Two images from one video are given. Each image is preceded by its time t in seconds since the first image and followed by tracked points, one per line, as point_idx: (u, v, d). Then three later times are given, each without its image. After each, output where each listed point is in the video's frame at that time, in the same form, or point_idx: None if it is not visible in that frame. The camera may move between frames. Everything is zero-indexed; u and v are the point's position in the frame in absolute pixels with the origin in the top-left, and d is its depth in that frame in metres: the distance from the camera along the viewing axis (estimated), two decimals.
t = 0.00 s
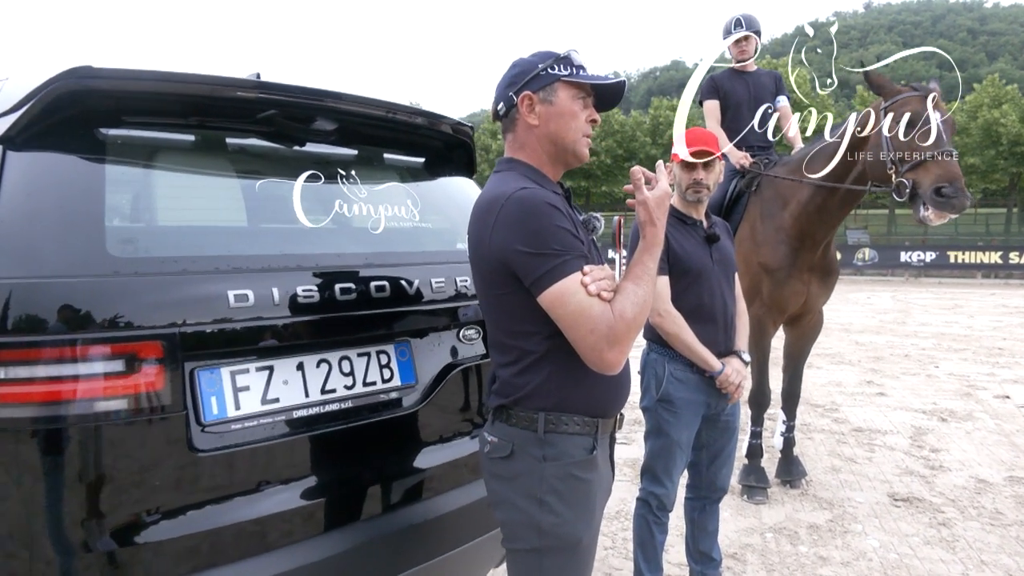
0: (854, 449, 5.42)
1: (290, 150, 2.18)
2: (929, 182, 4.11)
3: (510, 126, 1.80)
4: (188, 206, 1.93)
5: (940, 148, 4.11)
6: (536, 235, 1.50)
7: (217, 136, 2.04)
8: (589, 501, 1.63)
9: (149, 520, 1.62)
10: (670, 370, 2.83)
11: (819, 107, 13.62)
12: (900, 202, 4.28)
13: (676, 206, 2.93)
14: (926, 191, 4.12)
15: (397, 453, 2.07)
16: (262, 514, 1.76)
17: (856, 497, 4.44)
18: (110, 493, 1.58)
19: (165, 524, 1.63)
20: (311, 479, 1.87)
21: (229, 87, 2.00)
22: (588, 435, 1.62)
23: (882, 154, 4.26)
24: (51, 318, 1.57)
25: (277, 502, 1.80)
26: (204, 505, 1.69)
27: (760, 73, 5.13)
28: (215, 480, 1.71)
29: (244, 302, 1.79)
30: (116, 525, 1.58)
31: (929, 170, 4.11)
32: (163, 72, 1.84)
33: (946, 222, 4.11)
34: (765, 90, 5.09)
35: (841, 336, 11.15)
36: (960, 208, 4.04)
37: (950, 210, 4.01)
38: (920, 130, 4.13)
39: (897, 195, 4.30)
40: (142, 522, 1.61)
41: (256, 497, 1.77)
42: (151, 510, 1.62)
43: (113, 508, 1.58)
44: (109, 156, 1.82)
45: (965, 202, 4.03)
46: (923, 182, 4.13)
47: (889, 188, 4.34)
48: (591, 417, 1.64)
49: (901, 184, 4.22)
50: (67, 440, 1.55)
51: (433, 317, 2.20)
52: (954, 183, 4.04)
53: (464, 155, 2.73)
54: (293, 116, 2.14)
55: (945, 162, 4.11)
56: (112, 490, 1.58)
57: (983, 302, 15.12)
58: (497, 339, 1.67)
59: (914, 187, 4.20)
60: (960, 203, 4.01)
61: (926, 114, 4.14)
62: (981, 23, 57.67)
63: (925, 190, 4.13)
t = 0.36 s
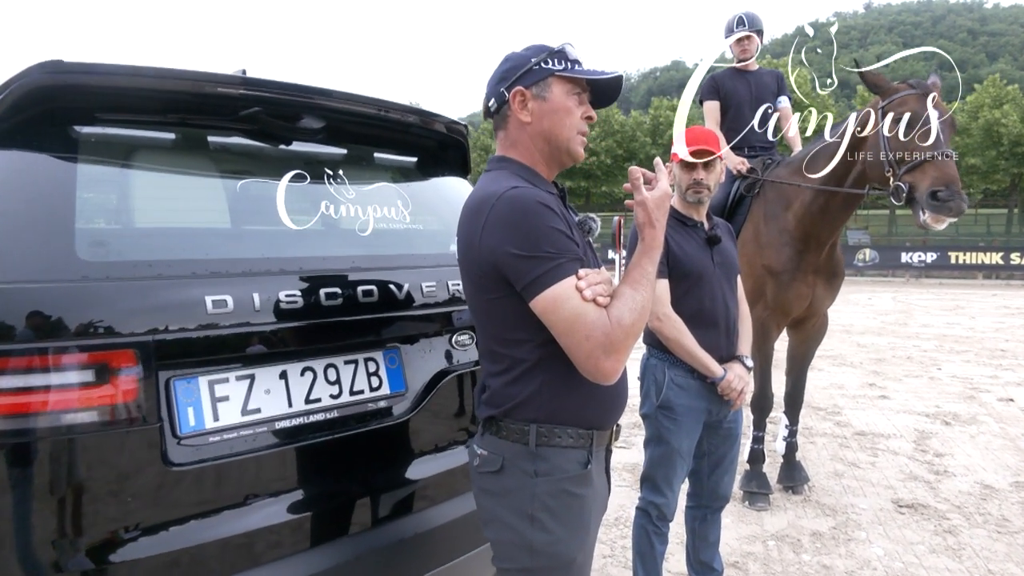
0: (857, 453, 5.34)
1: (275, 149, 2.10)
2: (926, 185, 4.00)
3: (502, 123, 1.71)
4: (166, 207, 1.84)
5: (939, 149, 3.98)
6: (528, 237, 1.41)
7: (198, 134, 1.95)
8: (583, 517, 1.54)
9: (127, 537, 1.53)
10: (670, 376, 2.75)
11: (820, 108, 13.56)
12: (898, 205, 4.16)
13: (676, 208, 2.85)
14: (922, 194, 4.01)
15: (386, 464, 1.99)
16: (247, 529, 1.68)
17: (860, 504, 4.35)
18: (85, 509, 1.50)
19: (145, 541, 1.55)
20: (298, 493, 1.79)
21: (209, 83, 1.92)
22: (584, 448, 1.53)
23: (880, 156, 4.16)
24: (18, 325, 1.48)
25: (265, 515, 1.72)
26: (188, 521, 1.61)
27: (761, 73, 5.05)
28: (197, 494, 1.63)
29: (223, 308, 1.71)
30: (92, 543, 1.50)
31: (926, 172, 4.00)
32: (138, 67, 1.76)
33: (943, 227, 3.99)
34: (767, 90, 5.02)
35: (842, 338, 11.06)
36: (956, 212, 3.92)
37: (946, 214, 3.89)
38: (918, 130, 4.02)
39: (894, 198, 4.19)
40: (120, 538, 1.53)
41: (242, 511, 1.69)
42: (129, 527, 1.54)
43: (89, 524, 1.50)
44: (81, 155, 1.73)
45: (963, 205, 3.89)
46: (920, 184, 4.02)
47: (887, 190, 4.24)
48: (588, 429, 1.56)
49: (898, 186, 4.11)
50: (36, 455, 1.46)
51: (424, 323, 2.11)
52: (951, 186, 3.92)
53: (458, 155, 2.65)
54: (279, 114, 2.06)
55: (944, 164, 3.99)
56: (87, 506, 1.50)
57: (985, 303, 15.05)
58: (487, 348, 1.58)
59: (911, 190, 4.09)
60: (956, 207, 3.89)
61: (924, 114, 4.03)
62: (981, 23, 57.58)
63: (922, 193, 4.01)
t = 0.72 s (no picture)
0: (859, 456, 5.26)
1: (258, 146, 2.02)
2: (924, 181, 3.90)
3: (492, 117, 1.64)
4: (142, 206, 1.77)
5: (938, 147, 3.89)
6: (518, 235, 1.33)
7: (176, 130, 1.88)
8: (576, 531, 1.46)
9: (105, 551, 1.45)
10: (670, 380, 2.67)
11: (819, 107, 13.47)
12: (896, 203, 4.07)
13: (675, 207, 2.78)
14: (920, 191, 3.91)
15: (374, 473, 1.91)
16: (235, 540, 1.61)
17: (863, 508, 4.27)
18: (59, 522, 1.41)
19: (124, 555, 1.47)
20: (283, 503, 1.72)
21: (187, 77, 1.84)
22: (578, 458, 1.46)
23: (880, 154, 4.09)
24: None
25: (252, 526, 1.65)
26: (171, 532, 1.53)
27: (762, 70, 4.98)
28: (179, 505, 1.55)
29: (199, 311, 1.62)
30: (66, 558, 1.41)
31: (925, 169, 3.90)
32: (111, 58, 1.68)
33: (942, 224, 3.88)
34: (768, 87, 4.95)
35: (843, 339, 10.98)
36: (955, 209, 3.81)
37: (944, 210, 3.78)
38: (917, 126, 3.94)
39: (893, 197, 4.11)
40: (96, 552, 1.44)
41: (229, 522, 1.62)
42: (106, 540, 1.45)
43: (63, 538, 1.41)
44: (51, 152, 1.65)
45: (961, 202, 3.78)
46: (918, 181, 3.92)
47: (886, 190, 4.16)
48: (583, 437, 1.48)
49: (896, 185, 4.03)
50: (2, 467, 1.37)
51: (413, 326, 2.03)
52: (950, 182, 3.81)
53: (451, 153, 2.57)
54: (263, 109, 1.98)
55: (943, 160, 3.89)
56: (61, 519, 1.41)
57: (986, 303, 14.95)
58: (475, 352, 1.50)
59: (910, 188, 3.99)
60: (955, 203, 3.78)
61: (923, 110, 3.95)
62: (981, 22, 57.49)
63: (920, 190, 3.92)
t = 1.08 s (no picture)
0: (861, 460, 5.18)
1: (239, 142, 1.93)
2: (931, 181, 3.82)
3: (480, 111, 1.56)
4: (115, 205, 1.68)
5: (943, 145, 3.83)
6: (505, 235, 1.24)
7: (153, 124, 1.79)
8: (567, 547, 1.38)
9: (77, 567, 1.37)
10: (668, 384, 2.59)
11: (819, 108, 13.41)
12: (901, 204, 3.98)
13: (674, 205, 2.70)
14: (928, 190, 3.83)
15: (359, 482, 1.83)
16: (219, 554, 1.54)
17: (866, 513, 4.19)
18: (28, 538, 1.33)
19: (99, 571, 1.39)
20: (266, 515, 1.64)
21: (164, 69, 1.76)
22: (569, 471, 1.38)
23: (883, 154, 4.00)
24: None
25: (235, 539, 1.57)
26: (151, 546, 1.45)
27: (763, 67, 4.91)
28: (158, 518, 1.47)
29: (170, 315, 1.53)
30: None
31: (932, 168, 3.83)
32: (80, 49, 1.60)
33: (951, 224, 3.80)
34: (769, 85, 4.88)
35: (844, 340, 10.90)
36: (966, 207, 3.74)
37: (955, 209, 3.71)
38: (923, 125, 3.87)
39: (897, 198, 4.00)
40: (68, 569, 1.36)
41: (212, 535, 1.54)
42: (79, 556, 1.37)
43: (32, 555, 1.33)
44: (17, 146, 1.56)
45: (971, 200, 3.72)
46: (924, 180, 3.84)
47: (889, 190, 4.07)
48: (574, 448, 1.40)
49: (900, 185, 3.94)
50: None
51: (399, 331, 1.95)
52: (959, 180, 3.76)
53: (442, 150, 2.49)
54: (244, 103, 1.90)
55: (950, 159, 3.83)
56: (31, 534, 1.33)
57: (987, 304, 14.87)
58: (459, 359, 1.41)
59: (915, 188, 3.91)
60: (965, 201, 3.72)
61: (928, 108, 3.90)
62: (981, 22, 57.39)
63: (927, 189, 3.83)
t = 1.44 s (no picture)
0: (862, 464, 5.10)
1: (219, 141, 1.87)
2: (939, 189, 3.70)
3: (466, 108, 1.46)
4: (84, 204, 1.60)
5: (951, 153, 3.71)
6: (486, 239, 1.17)
7: (126, 122, 1.72)
8: (555, 568, 1.31)
9: None
10: (665, 391, 2.52)
11: (819, 108, 13.35)
12: (910, 213, 3.86)
13: (671, 206, 2.62)
14: (936, 199, 3.71)
15: (343, 495, 1.76)
16: (203, 570, 1.47)
17: (867, 520, 4.12)
18: None
19: None
20: (246, 532, 1.56)
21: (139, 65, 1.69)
22: (557, 488, 1.30)
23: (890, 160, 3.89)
24: None
25: (218, 555, 1.50)
26: (130, 564, 1.39)
27: (763, 66, 4.83)
28: (135, 535, 1.40)
29: (136, 323, 1.44)
30: None
31: (940, 176, 3.71)
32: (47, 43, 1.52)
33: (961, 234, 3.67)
34: (770, 84, 4.80)
35: (844, 341, 10.82)
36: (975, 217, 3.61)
37: (964, 219, 3.58)
38: (930, 131, 3.76)
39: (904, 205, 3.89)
40: None
41: (193, 551, 1.47)
42: None
43: None
44: None
45: (981, 210, 3.59)
46: (933, 189, 3.72)
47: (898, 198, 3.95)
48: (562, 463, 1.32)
49: (909, 193, 3.82)
50: None
51: (384, 337, 1.87)
52: (968, 189, 3.63)
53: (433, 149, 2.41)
54: (222, 100, 1.83)
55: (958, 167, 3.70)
56: None
57: (988, 304, 14.79)
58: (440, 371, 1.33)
59: (923, 197, 3.79)
60: (974, 211, 3.58)
61: (935, 114, 3.79)
62: (981, 22, 57.32)
63: (935, 198, 3.72)
